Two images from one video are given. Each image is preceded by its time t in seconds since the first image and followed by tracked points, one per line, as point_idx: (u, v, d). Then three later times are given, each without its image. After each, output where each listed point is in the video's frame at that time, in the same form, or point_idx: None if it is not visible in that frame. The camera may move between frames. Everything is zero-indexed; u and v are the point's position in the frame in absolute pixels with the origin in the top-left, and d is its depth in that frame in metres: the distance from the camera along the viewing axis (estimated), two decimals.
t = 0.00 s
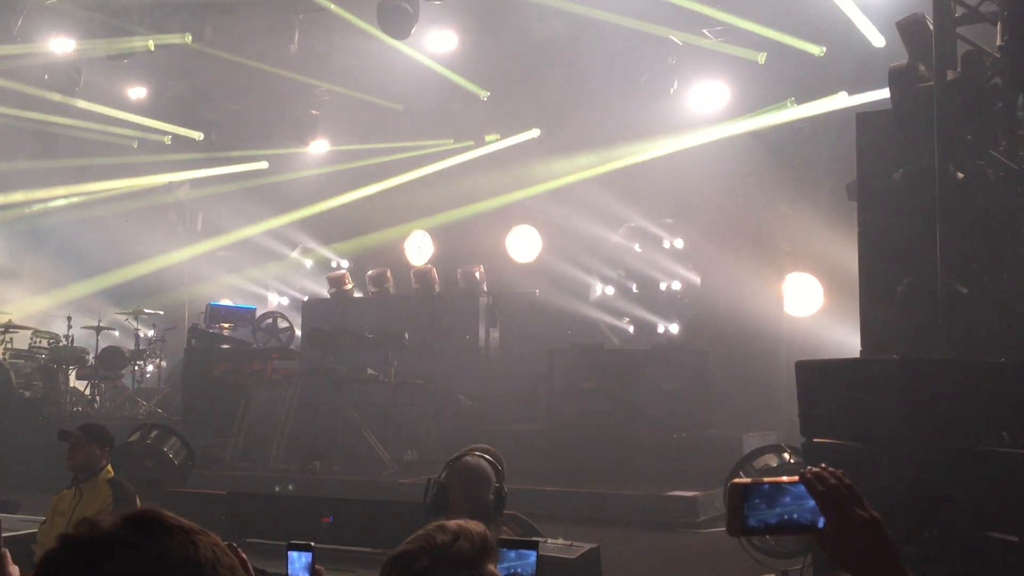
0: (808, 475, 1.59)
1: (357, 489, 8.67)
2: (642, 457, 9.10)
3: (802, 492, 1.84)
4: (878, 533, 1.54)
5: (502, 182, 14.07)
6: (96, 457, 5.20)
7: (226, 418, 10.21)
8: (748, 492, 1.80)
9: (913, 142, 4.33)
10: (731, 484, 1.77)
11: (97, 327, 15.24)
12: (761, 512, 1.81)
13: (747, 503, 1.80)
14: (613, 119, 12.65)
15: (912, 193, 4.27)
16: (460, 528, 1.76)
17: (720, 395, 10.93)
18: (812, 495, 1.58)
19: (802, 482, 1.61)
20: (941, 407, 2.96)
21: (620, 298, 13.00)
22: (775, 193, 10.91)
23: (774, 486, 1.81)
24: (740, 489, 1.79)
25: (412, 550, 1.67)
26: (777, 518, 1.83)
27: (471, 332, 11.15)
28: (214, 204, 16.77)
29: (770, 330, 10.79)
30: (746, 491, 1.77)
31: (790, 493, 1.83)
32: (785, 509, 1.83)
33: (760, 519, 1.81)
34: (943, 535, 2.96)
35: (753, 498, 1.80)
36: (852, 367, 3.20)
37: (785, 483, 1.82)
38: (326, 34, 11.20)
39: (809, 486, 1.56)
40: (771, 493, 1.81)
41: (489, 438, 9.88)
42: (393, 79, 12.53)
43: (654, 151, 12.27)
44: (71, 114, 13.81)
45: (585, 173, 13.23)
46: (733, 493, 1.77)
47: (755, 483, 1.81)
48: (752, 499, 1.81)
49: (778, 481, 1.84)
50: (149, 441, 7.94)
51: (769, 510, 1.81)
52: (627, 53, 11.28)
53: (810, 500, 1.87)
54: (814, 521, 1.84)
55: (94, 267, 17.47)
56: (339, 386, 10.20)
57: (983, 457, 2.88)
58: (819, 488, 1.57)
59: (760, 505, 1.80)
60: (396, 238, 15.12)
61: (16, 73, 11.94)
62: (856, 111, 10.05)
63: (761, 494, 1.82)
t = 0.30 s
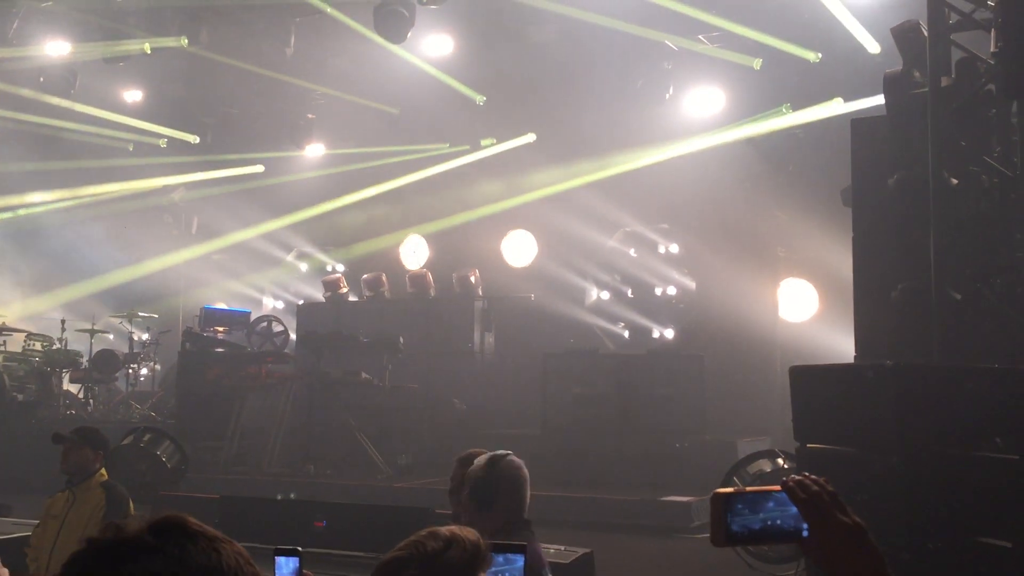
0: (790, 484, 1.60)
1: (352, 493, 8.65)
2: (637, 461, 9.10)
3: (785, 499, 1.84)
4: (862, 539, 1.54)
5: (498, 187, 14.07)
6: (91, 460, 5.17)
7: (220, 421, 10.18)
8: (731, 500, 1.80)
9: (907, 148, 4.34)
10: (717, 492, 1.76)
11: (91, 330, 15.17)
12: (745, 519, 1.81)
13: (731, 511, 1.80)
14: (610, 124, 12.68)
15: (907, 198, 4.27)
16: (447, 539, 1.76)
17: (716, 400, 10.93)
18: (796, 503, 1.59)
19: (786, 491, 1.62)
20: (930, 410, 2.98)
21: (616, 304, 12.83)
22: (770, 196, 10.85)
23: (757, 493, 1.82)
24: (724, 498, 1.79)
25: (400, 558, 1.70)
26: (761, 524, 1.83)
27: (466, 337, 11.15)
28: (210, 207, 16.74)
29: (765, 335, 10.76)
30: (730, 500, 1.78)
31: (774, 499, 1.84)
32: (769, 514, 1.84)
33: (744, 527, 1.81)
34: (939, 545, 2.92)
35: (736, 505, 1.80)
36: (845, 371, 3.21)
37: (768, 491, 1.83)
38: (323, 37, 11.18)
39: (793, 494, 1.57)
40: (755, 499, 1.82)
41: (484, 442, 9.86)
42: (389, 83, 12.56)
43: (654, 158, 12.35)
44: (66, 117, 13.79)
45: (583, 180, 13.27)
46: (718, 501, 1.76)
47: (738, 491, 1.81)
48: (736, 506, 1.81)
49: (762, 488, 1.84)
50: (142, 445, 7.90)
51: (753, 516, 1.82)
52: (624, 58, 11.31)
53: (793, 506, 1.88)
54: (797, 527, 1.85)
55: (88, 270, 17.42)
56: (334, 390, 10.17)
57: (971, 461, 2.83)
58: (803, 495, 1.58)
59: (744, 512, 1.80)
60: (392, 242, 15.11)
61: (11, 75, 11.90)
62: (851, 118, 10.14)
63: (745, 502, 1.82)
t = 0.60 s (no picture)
0: (786, 489, 1.61)
1: (349, 495, 8.65)
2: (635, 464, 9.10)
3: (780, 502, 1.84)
4: (860, 545, 1.54)
5: (497, 190, 14.08)
6: (88, 460, 5.15)
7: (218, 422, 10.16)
8: (726, 505, 1.80)
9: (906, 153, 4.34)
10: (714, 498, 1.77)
11: (89, 331, 15.15)
12: (740, 522, 1.81)
13: (727, 515, 1.80)
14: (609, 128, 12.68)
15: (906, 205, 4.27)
16: (446, 541, 1.76)
17: (714, 404, 10.92)
18: (792, 508, 1.59)
19: (782, 497, 1.62)
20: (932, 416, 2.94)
21: (613, 307, 12.87)
22: (770, 202, 10.97)
23: (751, 498, 1.82)
24: (719, 504, 1.79)
25: (398, 560, 1.69)
26: (755, 527, 1.84)
27: (464, 339, 11.14)
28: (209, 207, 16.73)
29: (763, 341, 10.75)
30: (725, 505, 1.78)
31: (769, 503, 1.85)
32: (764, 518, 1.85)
33: (739, 530, 1.82)
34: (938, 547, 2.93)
35: (730, 510, 1.80)
36: (843, 377, 3.19)
37: (764, 495, 1.84)
38: (322, 39, 11.19)
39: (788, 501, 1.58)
40: (750, 503, 1.83)
41: (481, 445, 9.85)
42: (389, 85, 12.58)
43: (651, 164, 12.29)
44: (66, 117, 13.79)
45: (581, 185, 13.23)
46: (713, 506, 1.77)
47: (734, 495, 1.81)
48: (730, 510, 1.81)
49: (757, 493, 1.85)
50: (140, 446, 7.89)
51: (747, 520, 1.82)
52: (623, 61, 11.36)
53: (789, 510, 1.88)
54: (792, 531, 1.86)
55: (86, 270, 17.39)
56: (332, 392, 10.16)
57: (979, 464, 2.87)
58: (801, 501, 1.58)
59: (739, 516, 1.81)
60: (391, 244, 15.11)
61: (9, 75, 11.88)
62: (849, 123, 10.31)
63: (740, 506, 1.82)
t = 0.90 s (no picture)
0: (798, 495, 1.60)
1: (351, 495, 8.64)
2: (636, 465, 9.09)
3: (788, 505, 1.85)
4: (873, 551, 1.54)
5: (500, 190, 14.08)
6: (91, 458, 5.16)
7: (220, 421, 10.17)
8: (736, 509, 1.81)
9: (909, 154, 4.34)
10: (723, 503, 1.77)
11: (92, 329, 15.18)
12: (749, 525, 1.82)
13: (736, 519, 1.81)
14: (613, 129, 12.69)
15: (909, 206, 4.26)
16: (451, 542, 1.77)
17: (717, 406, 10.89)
18: (804, 514, 1.58)
19: (794, 502, 1.61)
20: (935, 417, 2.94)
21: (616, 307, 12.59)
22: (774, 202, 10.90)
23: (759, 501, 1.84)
24: (728, 507, 1.80)
25: (403, 559, 1.69)
26: (764, 530, 1.85)
27: (467, 340, 11.15)
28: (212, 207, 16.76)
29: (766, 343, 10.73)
30: (735, 509, 1.79)
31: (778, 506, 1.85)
32: (772, 521, 1.85)
33: (747, 534, 1.82)
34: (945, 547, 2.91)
35: (741, 513, 1.81)
36: (845, 378, 3.19)
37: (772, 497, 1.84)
38: (325, 38, 11.20)
39: (800, 506, 1.57)
40: (759, 506, 1.83)
41: (483, 445, 9.84)
42: (392, 85, 12.60)
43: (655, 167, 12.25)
44: (70, 115, 13.82)
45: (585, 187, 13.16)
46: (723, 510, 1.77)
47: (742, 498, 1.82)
48: (740, 513, 1.82)
49: (764, 496, 1.86)
50: (142, 444, 7.91)
51: (756, 523, 1.83)
52: (627, 62, 11.38)
53: (796, 512, 1.90)
54: (801, 534, 1.86)
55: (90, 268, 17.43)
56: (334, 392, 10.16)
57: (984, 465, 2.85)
58: (812, 506, 1.58)
59: (748, 519, 1.81)
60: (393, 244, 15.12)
61: (14, 74, 11.91)
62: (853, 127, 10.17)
63: (749, 509, 1.83)
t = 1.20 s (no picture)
0: (816, 494, 1.75)
1: (356, 492, 8.66)
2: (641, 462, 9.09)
3: (804, 504, 1.91)
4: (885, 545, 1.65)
5: (505, 188, 14.06)
6: (97, 455, 5.17)
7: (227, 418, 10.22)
8: (752, 506, 1.88)
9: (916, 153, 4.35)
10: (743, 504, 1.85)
11: (98, 326, 15.22)
12: (765, 523, 1.88)
13: (753, 515, 1.87)
14: (618, 127, 12.68)
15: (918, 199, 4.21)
16: (462, 535, 1.78)
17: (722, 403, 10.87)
18: (820, 511, 1.73)
19: (812, 501, 1.76)
20: (941, 413, 2.93)
21: (622, 305, 13.05)
22: (781, 199, 10.88)
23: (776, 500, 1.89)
24: (745, 506, 1.86)
25: (413, 555, 1.71)
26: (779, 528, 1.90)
27: (472, 337, 11.14)
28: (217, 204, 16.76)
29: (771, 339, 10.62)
30: (753, 508, 1.86)
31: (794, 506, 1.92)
32: (788, 519, 1.90)
33: (763, 531, 1.87)
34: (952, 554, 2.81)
35: (758, 511, 1.87)
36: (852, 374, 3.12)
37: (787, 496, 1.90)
38: (330, 35, 11.20)
39: (817, 504, 1.72)
40: (775, 505, 1.90)
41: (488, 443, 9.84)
42: (397, 82, 12.62)
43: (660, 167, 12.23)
44: (77, 113, 13.88)
45: (591, 185, 13.17)
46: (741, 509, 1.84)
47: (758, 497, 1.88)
48: (756, 511, 1.88)
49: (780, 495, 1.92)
50: (148, 441, 7.94)
51: (771, 521, 1.88)
52: (633, 59, 11.42)
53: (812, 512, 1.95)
54: (818, 533, 1.90)
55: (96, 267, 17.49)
56: (339, 388, 10.17)
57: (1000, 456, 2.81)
58: (828, 503, 1.72)
59: (764, 516, 1.87)
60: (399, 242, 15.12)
61: (21, 71, 11.96)
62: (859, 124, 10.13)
63: (766, 507, 1.88)
